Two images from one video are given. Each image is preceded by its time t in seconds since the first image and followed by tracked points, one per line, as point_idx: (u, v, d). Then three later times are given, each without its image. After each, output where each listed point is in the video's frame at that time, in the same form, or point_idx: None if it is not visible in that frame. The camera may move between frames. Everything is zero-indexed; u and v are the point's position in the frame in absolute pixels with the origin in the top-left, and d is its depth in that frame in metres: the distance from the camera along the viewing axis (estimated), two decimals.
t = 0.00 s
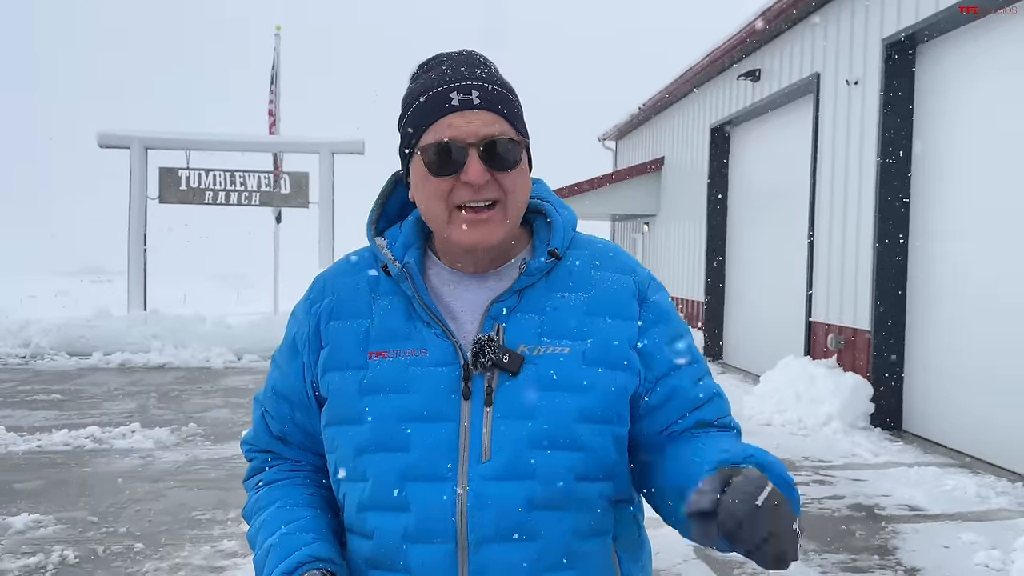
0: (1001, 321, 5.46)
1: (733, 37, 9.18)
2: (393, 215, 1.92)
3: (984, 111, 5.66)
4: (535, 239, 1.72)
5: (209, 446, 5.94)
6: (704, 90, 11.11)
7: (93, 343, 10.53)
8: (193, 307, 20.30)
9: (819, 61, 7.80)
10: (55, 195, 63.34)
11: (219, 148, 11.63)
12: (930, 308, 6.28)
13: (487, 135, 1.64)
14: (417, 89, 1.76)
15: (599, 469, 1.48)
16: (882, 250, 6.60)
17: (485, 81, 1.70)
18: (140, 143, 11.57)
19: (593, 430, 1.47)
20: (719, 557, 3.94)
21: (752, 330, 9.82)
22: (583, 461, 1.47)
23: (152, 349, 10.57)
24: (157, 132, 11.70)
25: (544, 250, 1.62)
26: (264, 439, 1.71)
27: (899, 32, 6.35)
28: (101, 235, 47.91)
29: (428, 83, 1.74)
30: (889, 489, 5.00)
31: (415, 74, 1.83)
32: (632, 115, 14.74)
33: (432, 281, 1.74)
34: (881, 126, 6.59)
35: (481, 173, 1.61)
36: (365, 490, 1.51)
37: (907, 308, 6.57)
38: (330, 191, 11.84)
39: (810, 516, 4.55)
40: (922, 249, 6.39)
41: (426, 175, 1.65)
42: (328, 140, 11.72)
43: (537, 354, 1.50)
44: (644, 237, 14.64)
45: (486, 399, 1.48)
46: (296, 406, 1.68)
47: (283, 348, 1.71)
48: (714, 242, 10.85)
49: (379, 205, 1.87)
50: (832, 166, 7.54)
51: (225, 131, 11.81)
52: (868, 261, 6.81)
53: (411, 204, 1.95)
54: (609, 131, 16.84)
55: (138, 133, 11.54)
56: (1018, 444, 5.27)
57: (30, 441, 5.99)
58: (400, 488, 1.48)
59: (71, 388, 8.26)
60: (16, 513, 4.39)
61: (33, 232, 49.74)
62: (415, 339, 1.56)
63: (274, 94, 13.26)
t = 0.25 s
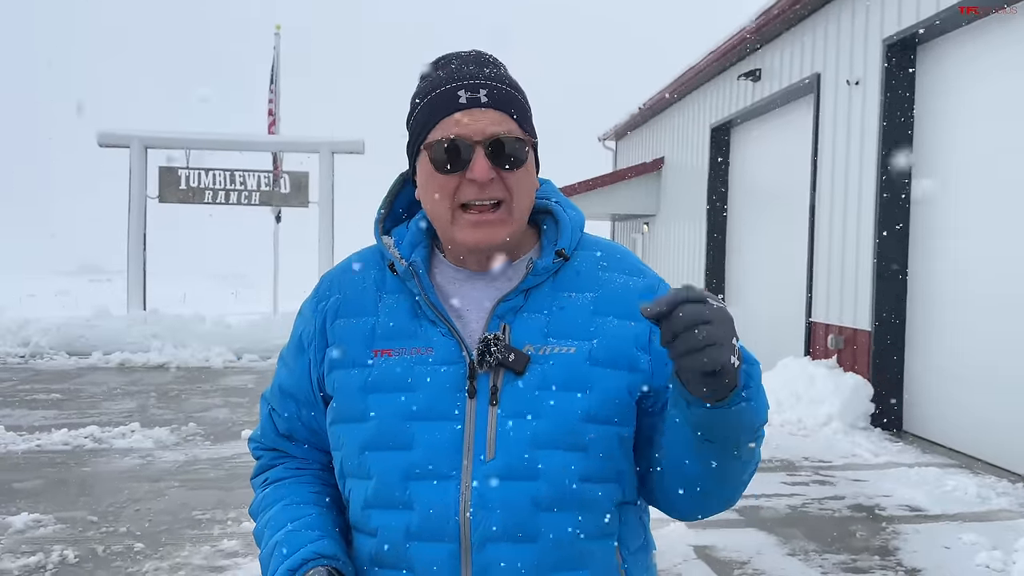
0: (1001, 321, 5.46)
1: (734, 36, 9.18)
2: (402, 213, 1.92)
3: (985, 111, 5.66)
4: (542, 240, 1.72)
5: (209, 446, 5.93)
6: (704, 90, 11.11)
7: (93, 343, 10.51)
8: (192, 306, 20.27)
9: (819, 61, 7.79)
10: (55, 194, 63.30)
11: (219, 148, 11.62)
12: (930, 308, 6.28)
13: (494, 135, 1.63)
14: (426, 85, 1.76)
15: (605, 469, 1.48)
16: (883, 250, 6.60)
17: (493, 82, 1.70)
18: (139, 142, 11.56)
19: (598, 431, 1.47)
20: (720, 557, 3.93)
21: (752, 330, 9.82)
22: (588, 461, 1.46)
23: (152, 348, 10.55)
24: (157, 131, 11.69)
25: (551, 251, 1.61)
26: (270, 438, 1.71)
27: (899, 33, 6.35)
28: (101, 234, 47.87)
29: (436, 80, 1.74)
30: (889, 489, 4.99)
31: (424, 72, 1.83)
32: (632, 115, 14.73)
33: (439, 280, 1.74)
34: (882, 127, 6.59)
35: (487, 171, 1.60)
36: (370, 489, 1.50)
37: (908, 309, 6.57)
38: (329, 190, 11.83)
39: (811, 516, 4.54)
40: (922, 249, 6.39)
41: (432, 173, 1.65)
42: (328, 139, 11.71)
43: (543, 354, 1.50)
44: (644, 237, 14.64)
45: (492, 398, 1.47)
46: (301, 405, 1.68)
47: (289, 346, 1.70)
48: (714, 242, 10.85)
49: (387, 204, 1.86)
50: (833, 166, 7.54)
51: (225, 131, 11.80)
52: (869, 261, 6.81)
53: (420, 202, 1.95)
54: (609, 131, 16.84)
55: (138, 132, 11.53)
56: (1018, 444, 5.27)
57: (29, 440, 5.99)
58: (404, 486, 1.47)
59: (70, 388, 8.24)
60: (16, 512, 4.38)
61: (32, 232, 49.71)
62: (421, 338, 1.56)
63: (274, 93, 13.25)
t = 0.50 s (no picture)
0: (1000, 322, 5.47)
1: (733, 37, 9.19)
2: (403, 213, 1.91)
3: (984, 112, 5.67)
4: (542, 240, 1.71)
5: (208, 446, 5.93)
6: (703, 90, 11.11)
7: (91, 342, 10.50)
8: (190, 306, 20.24)
9: (819, 62, 7.80)
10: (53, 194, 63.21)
11: (218, 147, 11.60)
12: (929, 309, 6.28)
13: (516, 126, 1.64)
14: (451, 73, 1.76)
15: (608, 468, 1.47)
16: (882, 251, 6.60)
17: (522, 79, 1.72)
18: (138, 142, 11.54)
19: (601, 429, 1.47)
20: (719, 558, 3.93)
21: (751, 331, 9.83)
22: (591, 459, 1.46)
23: (150, 348, 10.54)
24: (156, 131, 11.68)
25: (553, 250, 1.61)
26: (269, 439, 1.70)
27: (899, 33, 6.35)
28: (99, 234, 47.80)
29: (464, 70, 1.75)
30: (888, 490, 5.00)
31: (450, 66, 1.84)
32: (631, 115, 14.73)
33: (440, 280, 1.74)
34: (881, 127, 6.60)
35: (503, 159, 1.59)
36: (372, 488, 1.50)
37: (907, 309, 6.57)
38: (328, 190, 11.82)
39: (810, 517, 4.54)
40: (922, 250, 6.39)
41: (449, 154, 1.64)
42: (326, 139, 11.70)
43: (545, 352, 1.50)
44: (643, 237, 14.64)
45: (494, 397, 1.47)
46: (302, 406, 1.67)
47: (290, 347, 1.70)
48: (713, 242, 10.85)
49: (389, 203, 1.86)
50: (832, 167, 7.55)
51: (224, 131, 11.79)
52: (868, 262, 6.81)
53: (421, 202, 1.94)
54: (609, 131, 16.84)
55: (137, 132, 11.51)
56: (1017, 445, 5.27)
57: (28, 440, 5.98)
58: (407, 485, 1.47)
59: (69, 387, 8.23)
60: (14, 512, 4.37)
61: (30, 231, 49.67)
62: (422, 337, 1.56)
63: (273, 93, 13.23)
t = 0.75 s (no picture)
0: (998, 323, 5.47)
1: (731, 38, 9.20)
2: (403, 215, 1.90)
3: (983, 113, 5.67)
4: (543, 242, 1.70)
5: (205, 446, 5.91)
6: (702, 91, 11.11)
7: (88, 342, 10.46)
8: (188, 306, 20.19)
9: (817, 62, 7.80)
10: (50, 193, 63.06)
11: (216, 147, 11.57)
12: (928, 310, 6.29)
13: (514, 129, 1.62)
14: (450, 74, 1.74)
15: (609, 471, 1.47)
16: (881, 252, 6.60)
17: (521, 79, 1.70)
18: (136, 141, 11.50)
19: (602, 433, 1.46)
20: (718, 559, 3.92)
21: (749, 332, 9.83)
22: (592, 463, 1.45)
23: (148, 348, 10.51)
24: (154, 130, 11.65)
25: (553, 252, 1.60)
26: (271, 442, 1.69)
27: (898, 34, 6.35)
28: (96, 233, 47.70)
29: (462, 70, 1.73)
30: (886, 491, 4.99)
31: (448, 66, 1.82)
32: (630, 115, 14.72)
33: (441, 282, 1.72)
34: (880, 128, 6.60)
35: (501, 164, 1.59)
36: (372, 491, 1.49)
37: (905, 310, 6.57)
38: (326, 190, 11.79)
39: (809, 518, 4.54)
40: (920, 250, 6.39)
41: (447, 158, 1.63)
42: (325, 139, 11.68)
43: (546, 356, 1.49)
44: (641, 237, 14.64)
45: (495, 400, 1.46)
46: (303, 408, 1.66)
47: (291, 350, 1.69)
48: (711, 243, 10.85)
49: (389, 203, 1.85)
50: (830, 168, 7.55)
51: (222, 130, 11.76)
52: (866, 263, 6.81)
53: (421, 203, 1.93)
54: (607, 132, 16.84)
55: (134, 131, 11.48)
56: (1016, 446, 5.28)
57: (24, 440, 5.95)
58: (407, 489, 1.46)
59: (66, 387, 8.20)
60: (11, 513, 4.35)
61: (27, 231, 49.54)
62: (423, 340, 1.54)
63: (271, 93, 13.20)
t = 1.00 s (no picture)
0: (995, 324, 5.48)
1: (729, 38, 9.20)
2: (406, 213, 1.90)
3: (981, 114, 5.68)
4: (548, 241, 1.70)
5: (202, 447, 5.88)
6: (699, 91, 11.11)
7: (84, 343, 10.43)
8: (184, 306, 20.14)
9: (815, 63, 7.81)
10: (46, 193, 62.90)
11: (213, 147, 11.54)
12: (925, 311, 6.29)
13: (519, 131, 1.62)
14: (454, 73, 1.73)
15: (610, 473, 1.46)
16: (878, 253, 6.61)
17: (527, 79, 1.68)
18: (132, 141, 11.46)
19: (603, 435, 1.45)
20: (717, 560, 3.92)
21: (747, 333, 9.84)
22: (594, 465, 1.44)
23: (144, 348, 10.47)
24: (150, 130, 11.61)
25: (557, 252, 1.60)
26: (272, 440, 1.68)
27: (895, 35, 6.36)
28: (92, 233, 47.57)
29: (468, 69, 1.71)
30: (884, 492, 4.99)
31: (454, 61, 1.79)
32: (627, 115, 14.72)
33: (443, 281, 1.72)
34: (878, 129, 6.61)
35: (506, 166, 1.58)
36: (372, 492, 1.48)
37: (902, 311, 6.58)
38: (324, 190, 11.77)
39: (807, 519, 4.54)
40: (918, 251, 6.40)
41: (451, 160, 1.63)
42: (322, 139, 11.65)
43: (548, 357, 1.48)
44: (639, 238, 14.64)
45: (496, 401, 1.45)
46: (304, 407, 1.65)
47: (292, 348, 1.68)
48: (709, 243, 10.86)
49: (392, 201, 1.84)
50: (827, 169, 7.56)
51: (219, 130, 11.73)
52: (863, 263, 6.82)
53: (425, 202, 1.93)
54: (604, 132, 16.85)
55: (131, 131, 11.44)
56: (1013, 447, 5.28)
57: (20, 440, 5.92)
58: (407, 490, 1.45)
59: (61, 388, 8.16)
60: (6, 514, 4.33)
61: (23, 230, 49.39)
62: (425, 339, 1.54)
63: (268, 93, 13.17)
